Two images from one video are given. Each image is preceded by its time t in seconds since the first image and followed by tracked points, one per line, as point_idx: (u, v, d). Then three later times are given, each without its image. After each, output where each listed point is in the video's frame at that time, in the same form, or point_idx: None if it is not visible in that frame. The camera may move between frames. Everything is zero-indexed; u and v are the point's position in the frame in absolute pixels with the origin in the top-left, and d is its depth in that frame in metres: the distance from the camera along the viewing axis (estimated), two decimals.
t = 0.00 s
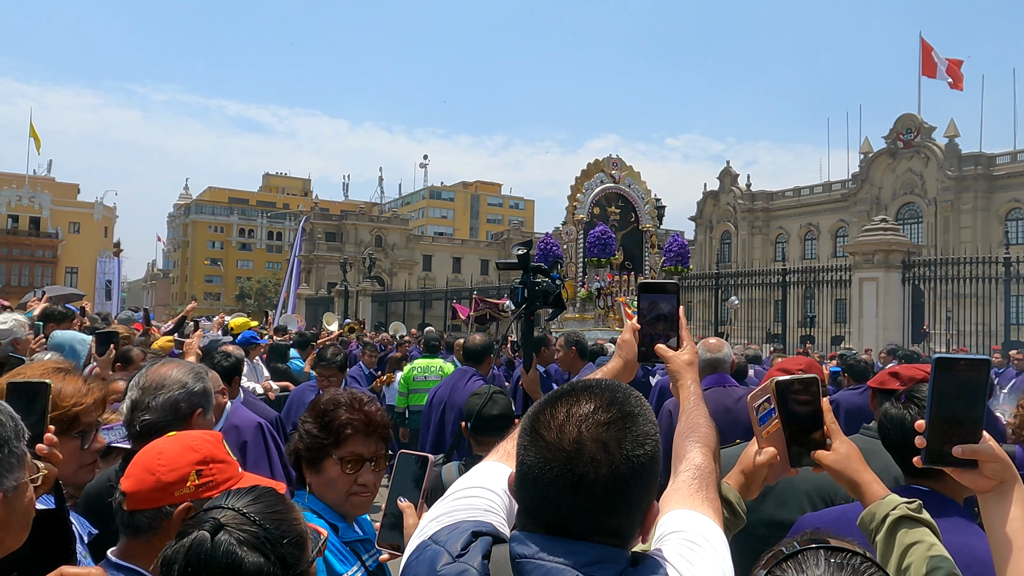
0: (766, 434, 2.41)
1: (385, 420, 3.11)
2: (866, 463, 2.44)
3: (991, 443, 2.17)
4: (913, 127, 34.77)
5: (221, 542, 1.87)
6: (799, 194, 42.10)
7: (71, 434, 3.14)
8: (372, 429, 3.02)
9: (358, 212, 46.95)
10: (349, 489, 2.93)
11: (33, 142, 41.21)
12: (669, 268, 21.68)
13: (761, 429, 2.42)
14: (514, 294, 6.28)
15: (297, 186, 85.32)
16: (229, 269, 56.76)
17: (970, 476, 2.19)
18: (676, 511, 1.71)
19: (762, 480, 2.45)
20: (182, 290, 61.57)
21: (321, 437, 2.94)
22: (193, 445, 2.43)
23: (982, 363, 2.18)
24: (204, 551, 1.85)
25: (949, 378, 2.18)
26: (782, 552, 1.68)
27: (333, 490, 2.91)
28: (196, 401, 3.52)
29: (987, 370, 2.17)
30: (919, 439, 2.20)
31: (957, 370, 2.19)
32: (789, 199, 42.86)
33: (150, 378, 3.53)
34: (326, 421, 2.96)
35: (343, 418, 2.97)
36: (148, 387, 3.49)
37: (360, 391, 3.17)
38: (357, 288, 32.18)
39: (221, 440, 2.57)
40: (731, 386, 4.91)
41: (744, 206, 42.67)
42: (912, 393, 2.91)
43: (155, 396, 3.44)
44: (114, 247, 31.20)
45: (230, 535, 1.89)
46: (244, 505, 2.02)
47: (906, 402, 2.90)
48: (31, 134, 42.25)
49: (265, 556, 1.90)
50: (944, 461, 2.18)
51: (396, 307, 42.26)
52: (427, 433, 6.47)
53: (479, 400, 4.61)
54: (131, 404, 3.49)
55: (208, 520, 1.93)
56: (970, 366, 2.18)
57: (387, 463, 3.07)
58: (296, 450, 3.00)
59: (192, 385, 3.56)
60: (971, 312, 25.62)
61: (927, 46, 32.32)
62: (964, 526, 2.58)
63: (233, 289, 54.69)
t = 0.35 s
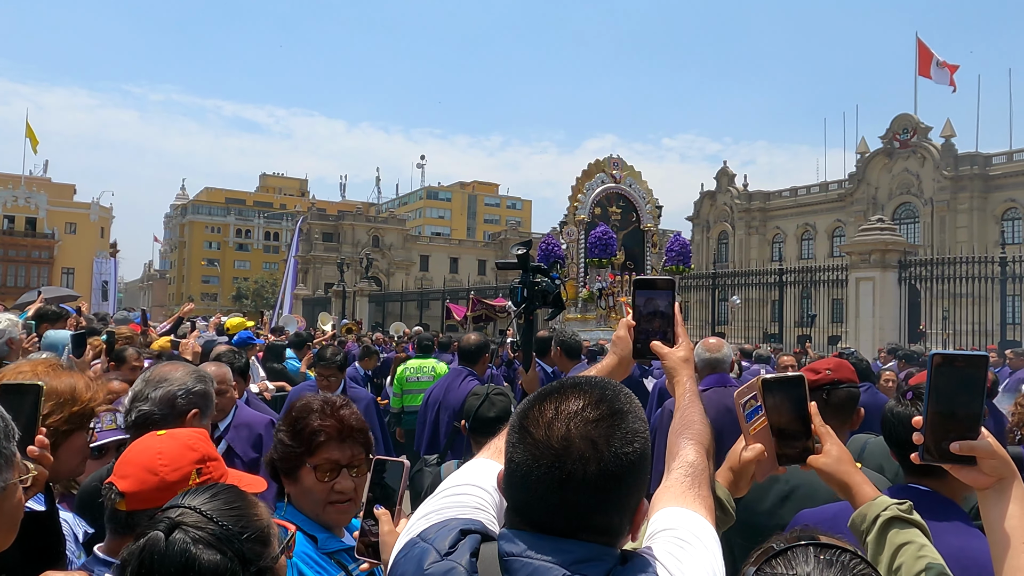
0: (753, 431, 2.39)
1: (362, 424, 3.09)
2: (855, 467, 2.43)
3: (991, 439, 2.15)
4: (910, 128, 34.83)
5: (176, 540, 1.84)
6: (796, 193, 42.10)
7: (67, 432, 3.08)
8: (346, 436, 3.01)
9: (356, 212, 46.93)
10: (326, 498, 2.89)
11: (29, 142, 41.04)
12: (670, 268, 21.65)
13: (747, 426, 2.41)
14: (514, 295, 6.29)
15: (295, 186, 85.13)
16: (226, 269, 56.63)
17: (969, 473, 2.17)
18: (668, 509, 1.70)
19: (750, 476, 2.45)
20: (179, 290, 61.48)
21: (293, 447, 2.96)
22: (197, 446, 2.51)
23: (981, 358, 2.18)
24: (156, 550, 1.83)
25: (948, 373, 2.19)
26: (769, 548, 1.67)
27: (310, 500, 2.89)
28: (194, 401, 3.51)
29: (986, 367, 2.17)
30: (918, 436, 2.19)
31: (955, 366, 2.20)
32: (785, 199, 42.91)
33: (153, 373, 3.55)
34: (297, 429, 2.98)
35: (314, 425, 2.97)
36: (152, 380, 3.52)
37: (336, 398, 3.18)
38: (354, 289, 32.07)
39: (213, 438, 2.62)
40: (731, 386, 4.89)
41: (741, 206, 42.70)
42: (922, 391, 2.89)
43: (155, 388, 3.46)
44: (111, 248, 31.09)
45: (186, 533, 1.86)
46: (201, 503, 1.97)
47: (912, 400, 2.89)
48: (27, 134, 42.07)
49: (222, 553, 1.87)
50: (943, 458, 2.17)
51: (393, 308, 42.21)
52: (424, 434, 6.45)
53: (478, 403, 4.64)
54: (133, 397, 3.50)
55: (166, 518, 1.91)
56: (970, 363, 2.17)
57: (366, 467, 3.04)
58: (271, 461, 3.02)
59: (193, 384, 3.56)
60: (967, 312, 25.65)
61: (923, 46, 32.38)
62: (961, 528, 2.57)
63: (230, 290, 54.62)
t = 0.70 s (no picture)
0: (749, 431, 2.41)
1: (347, 414, 3.05)
2: (842, 480, 2.42)
3: (983, 439, 2.15)
4: (908, 128, 34.84)
5: (146, 536, 1.84)
6: (794, 194, 42.09)
7: (77, 425, 3.06)
8: (328, 425, 2.99)
9: (354, 213, 46.95)
10: (313, 489, 2.88)
11: (27, 143, 40.89)
12: (672, 268, 21.61)
13: (745, 426, 2.42)
14: (514, 295, 6.31)
15: (293, 186, 84.97)
16: (224, 270, 56.51)
17: (962, 474, 2.17)
18: (663, 509, 1.69)
19: (746, 477, 2.42)
20: (177, 291, 61.34)
21: (279, 441, 3.00)
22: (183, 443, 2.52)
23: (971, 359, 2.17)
24: (127, 546, 1.82)
25: (938, 373, 2.18)
26: (760, 543, 1.66)
27: (299, 491, 2.89)
28: (202, 404, 3.50)
29: (977, 369, 2.16)
30: (909, 437, 2.18)
31: (944, 366, 2.19)
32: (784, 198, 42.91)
33: (167, 374, 3.59)
34: (282, 424, 3.01)
35: (296, 416, 2.99)
36: (165, 378, 3.55)
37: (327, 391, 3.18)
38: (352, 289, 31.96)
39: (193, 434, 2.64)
40: (729, 386, 4.89)
41: (739, 207, 42.69)
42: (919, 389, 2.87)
43: (168, 387, 3.48)
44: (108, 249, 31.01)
45: (156, 529, 1.86)
46: (170, 499, 1.97)
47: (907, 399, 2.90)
48: (25, 134, 41.91)
49: (195, 544, 1.87)
50: (935, 461, 2.17)
51: (392, 308, 42.15)
52: (421, 434, 6.46)
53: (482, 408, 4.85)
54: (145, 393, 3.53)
55: (135, 514, 1.91)
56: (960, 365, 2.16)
57: (354, 458, 3.01)
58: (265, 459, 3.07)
59: (205, 389, 3.56)
60: (965, 312, 25.68)
61: (921, 46, 32.41)
62: (956, 529, 2.57)
63: (228, 290, 54.52)
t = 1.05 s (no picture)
0: (754, 432, 2.41)
1: (346, 417, 3.05)
2: (845, 482, 2.46)
3: (985, 441, 2.16)
4: (906, 128, 34.82)
5: (157, 526, 1.84)
6: (793, 194, 42.09)
7: (80, 421, 3.04)
8: (326, 427, 3.00)
9: (353, 214, 46.94)
10: (311, 489, 2.88)
11: (26, 144, 40.84)
12: (671, 268, 21.60)
13: (749, 428, 2.42)
14: (515, 296, 6.32)
15: (291, 187, 84.92)
16: (223, 271, 56.48)
17: (964, 476, 2.18)
18: (665, 508, 1.70)
19: (749, 477, 2.42)
20: (176, 292, 61.30)
21: (279, 443, 3.02)
22: (158, 446, 2.48)
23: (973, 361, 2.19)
24: (139, 534, 1.83)
25: (938, 374, 2.19)
26: (763, 541, 1.67)
27: (297, 490, 2.90)
28: (207, 406, 3.51)
29: (978, 371, 2.18)
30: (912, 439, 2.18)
31: (945, 367, 2.19)
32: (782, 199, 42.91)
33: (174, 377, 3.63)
34: (281, 427, 3.04)
35: (295, 418, 3.01)
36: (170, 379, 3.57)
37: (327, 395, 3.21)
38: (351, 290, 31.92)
39: (171, 437, 2.61)
40: (728, 386, 4.89)
41: (738, 207, 42.72)
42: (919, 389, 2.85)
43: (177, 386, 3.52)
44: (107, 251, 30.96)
45: (167, 519, 1.87)
46: (177, 489, 1.99)
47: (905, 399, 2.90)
48: (24, 135, 41.85)
49: (206, 532, 1.88)
50: (937, 464, 2.17)
51: (391, 309, 42.11)
52: (420, 434, 6.47)
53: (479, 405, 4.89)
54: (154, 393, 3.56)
55: (143, 505, 1.92)
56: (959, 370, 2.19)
57: (352, 459, 3.02)
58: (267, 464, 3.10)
59: (208, 392, 3.56)
60: (964, 312, 25.69)
61: (919, 46, 32.43)
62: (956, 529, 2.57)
63: (227, 291, 54.47)
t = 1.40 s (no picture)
0: (760, 435, 2.44)
1: (349, 418, 3.03)
2: (854, 485, 2.38)
3: (990, 447, 2.16)
4: (905, 128, 34.82)
5: (199, 527, 1.85)
6: (792, 194, 42.12)
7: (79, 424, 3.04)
8: (330, 431, 2.98)
9: (352, 214, 46.95)
10: (314, 494, 2.90)
11: (25, 145, 40.85)
12: (670, 268, 21.63)
13: (755, 429, 2.45)
14: (515, 297, 6.33)
15: (290, 188, 84.89)
16: (222, 271, 56.49)
17: (969, 483, 2.18)
18: (671, 511, 1.70)
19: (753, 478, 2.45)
20: (175, 292, 61.30)
21: (281, 445, 3.00)
22: (135, 443, 2.48)
23: (976, 369, 2.19)
24: (184, 534, 1.83)
25: (942, 380, 2.19)
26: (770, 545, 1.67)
27: (300, 495, 2.91)
28: (215, 404, 3.52)
29: (984, 379, 2.17)
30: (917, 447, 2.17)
31: (950, 374, 2.19)
32: (781, 199, 42.93)
33: (179, 376, 3.63)
34: (283, 427, 3.00)
35: (298, 421, 2.98)
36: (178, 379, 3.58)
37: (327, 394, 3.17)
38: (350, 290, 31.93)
39: (153, 436, 2.61)
40: (730, 386, 4.89)
41: (737, 207, 42.77)
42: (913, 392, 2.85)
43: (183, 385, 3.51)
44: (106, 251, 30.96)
45: (208, 520, 1.87)
46: (216, 492, 2.00)
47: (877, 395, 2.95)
48: (23, 136, 41.87)
49: (245, 536, 1.89)
50: (944, 470, 2.16)
51: (390, 309, 42.10)
52: (420, 434, 6.47)
53: (480, 404, 4.92)
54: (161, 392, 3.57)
55: (183, 506, 1.91)
56: (966, 378, 2.17)
57: (356, 463, 3.00)
58: (268, 460, 3.09)
59: (218, 390, 3.58)
60: (963, 313, 25.70)
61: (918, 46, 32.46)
62: (929, 521, 2.66)
63: (226, 291, 54.45)
